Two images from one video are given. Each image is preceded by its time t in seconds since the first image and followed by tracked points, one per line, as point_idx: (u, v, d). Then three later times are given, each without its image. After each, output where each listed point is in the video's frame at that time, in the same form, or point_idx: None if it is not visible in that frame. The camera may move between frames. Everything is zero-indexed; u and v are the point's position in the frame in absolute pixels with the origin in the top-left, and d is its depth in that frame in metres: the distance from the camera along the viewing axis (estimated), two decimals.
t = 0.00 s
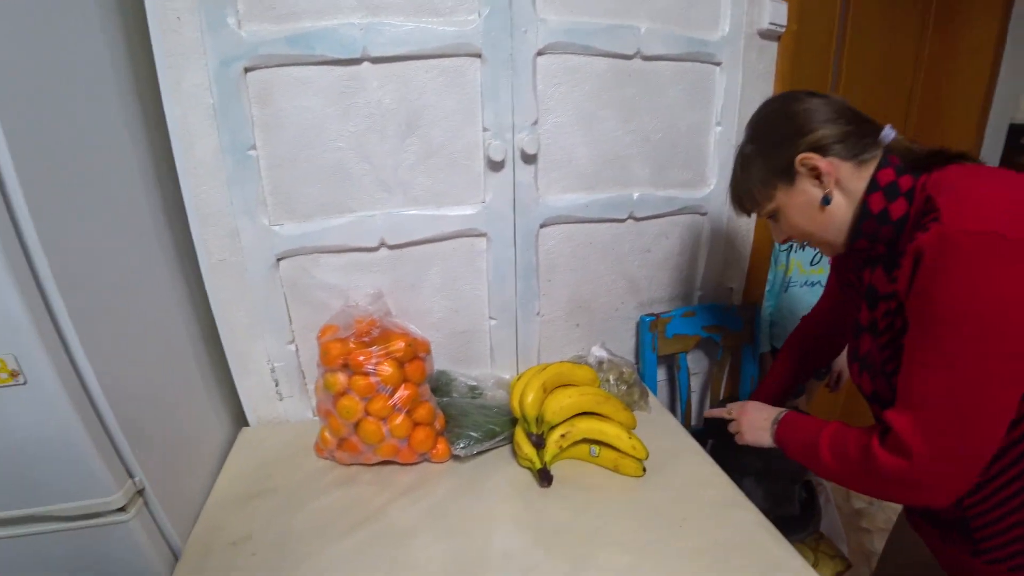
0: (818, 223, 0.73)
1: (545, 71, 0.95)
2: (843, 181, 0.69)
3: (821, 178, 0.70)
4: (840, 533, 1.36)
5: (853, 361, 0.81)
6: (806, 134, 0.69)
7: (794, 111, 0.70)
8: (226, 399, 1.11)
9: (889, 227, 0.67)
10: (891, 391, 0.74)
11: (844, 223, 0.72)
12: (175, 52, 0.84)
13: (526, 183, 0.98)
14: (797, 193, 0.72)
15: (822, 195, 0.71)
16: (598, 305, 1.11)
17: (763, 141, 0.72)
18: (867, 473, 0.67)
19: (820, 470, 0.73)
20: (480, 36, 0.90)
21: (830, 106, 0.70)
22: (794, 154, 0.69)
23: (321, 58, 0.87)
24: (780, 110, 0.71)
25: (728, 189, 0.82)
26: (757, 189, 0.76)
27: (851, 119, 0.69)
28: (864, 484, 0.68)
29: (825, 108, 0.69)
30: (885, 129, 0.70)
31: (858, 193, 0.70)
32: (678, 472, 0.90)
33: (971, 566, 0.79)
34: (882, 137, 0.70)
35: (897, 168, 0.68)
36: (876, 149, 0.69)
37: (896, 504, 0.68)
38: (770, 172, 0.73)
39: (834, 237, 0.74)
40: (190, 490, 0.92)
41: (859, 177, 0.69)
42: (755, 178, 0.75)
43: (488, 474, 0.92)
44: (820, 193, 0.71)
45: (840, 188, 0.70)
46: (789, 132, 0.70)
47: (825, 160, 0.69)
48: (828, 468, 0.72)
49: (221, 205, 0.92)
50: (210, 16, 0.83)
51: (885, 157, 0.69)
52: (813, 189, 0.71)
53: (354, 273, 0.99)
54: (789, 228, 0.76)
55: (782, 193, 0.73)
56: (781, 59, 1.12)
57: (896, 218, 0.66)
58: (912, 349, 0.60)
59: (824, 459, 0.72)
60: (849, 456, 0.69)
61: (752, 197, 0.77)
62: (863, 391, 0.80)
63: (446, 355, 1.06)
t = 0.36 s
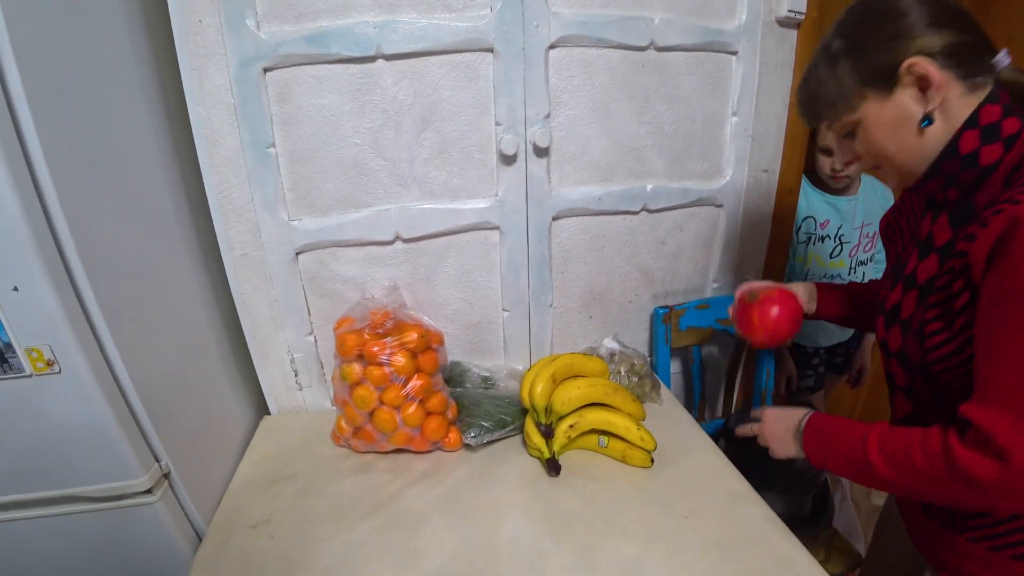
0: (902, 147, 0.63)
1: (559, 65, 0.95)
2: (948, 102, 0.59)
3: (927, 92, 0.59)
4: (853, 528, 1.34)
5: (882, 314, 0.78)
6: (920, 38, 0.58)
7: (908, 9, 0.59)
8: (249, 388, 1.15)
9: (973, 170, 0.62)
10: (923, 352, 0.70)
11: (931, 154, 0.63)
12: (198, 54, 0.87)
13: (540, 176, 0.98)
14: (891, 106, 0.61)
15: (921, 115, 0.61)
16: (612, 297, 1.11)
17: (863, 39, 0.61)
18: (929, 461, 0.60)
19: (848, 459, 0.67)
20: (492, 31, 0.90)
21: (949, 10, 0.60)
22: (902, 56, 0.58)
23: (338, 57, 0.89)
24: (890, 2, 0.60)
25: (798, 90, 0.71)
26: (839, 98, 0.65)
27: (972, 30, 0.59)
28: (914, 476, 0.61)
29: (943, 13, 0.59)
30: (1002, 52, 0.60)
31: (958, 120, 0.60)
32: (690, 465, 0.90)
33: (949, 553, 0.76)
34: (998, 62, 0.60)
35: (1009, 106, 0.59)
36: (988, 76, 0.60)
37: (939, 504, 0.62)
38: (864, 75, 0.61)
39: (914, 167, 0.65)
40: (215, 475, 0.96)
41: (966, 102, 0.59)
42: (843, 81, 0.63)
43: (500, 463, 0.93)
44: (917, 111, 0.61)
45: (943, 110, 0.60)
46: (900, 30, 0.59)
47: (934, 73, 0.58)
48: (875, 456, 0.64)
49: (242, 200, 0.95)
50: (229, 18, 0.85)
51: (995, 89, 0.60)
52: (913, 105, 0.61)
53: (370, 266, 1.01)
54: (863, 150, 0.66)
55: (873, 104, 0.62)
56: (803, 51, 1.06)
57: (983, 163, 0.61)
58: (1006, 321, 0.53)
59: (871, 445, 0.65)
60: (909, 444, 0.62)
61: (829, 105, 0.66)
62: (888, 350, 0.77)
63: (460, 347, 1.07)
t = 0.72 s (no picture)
0: (919, 95, 0.64)
1: (503, 83, 0.97)
2: (971, 62, 0.63)
3: (964, 43, 0.61)
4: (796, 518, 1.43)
5: (852, 291, 0.78)
6: None
7: None
8: (203, 414, 1.13)
9: (976, 148, 0.65)
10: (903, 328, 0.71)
11: (941, 110, 0.66)
12: (144, 78, 0.86)
13: (487, 193, 1.00)
14: (931, 48, 0.62)
15: (950, 68, 0.63)
16: (565, 308, 1.13)
17: None
18: (958, 441, 0.60)
19: (863, 445, 0.66)
20: (437, 52, 0.92)
21: None
22: None
23: (285, 80, 0.90)
24: None
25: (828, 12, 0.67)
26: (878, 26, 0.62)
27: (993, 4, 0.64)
28: (940, 454, 0.62)
29: None
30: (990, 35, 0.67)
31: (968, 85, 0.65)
32: (642, 470, 0.92)
33: (877, 521, 0.83)
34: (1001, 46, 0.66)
35: (1009, 87, 0.64)
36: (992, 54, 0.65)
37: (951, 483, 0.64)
38: (921, 5, 0.60)
39: (913, 123, 0.67)
40: (168, 505, 0.94)
41: (977, 69, 0.64)
42: (894, 6, 0.61)
43: (457, 477, 0.93)
44: (949, 63, 0.63)
45: (967, 68, 0.63)
46: None
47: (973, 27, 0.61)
48: (905, 439, 0.63)
49: (191, 224, 0.94)
50: (174, 43, 0.85)
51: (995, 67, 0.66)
52: (946, 54, 0.62)
53: (323, 286, 1.01)
54: (878, 92, 0.66)
55: (917, 41, 0.62)
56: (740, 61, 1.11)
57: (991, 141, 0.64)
58: None
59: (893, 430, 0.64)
60: (937, 426, 0.62)
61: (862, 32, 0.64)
62: (857, 330, 0.77)
63: (415, 364, 1.08)
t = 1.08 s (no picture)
0: (856, 96, 0.65)
1: (427, 105, 0.99)
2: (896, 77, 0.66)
3: (897, 56, 0.65)
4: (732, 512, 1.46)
5: (773, 291, 0.80)
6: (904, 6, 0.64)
7: None
8: (129, 450, 1.08)
9: (884, 155, 0.68)
10: (822, 329, 0.73)
11: (872, 118, 0.67)
12: (51, 104, 0.83)
13: (414, 214, 1.02)
14: (874, 52, 0.63)
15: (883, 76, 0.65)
16: (499, 323, 1.15)
17: None
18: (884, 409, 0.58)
19: (802, 397, 0.60)
20: (358, 75, 0.93)
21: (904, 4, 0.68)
22: (901, 11, 0.62)
23: (203, 105, 0.89)
24: None
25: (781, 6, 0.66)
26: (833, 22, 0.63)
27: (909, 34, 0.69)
28: (867, 427, 0.59)
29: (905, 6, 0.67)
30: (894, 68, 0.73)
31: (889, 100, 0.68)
32: (576, 478, 0.95)
33: (800, 504, 0.84)
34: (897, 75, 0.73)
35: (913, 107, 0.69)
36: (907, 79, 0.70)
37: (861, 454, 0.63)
38: (873, 8, 0.62)
39: (848, 127, 0.68)
40: (91, 549, 0.90)
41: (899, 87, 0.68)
42: (849, 5, 0.62)
43: (395, 498, 0.93)
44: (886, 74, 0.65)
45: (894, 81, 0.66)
46: None
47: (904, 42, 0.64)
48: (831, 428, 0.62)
49: (108, 253, 0.91)
50: (82, 67, 0.83)
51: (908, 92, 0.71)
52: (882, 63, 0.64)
53: (251, 312, 0.99)
54: (821, 88, 0.65)
55: (867, 42, 0.63)
56: (661, 79, 1.17)
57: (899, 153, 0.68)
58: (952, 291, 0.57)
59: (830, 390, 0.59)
60: (869, 397, 0.59)
61: (817, 25, 0.63)
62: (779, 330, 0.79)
63: (351, 387, 1.07)
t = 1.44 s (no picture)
0: (837, 121, 0.64)
1: (384, 127, 0.99)
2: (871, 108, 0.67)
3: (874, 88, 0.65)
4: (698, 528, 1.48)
5: (739, 313, 0.78)
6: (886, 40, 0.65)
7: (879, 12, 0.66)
8: (74, 483, 1.03)
9: (850, 181, 0.68)
10: (789, 354, 0.72)
11: (845, 145, 0.67)
12: None
13: (372, 237, 1.02)
14: (857, 79, 0.63)
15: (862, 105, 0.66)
16: (460, 344, 1.18)
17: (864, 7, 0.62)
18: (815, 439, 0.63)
19: (737, 442, 0.66)
20: (314, 97, 0.92)
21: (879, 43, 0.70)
22: (887, 44, 0.63)
23: (152, 125, 0.85)
24: None
25: (775, 19, 0.65)
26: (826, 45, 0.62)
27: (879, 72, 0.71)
28: (800, 453, 0.64)
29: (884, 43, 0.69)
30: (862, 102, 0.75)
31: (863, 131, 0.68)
32: (537, 498, 0.95)
33: (760, 527, 0.84)
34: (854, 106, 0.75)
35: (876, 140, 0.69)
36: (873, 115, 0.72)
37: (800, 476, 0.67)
38: (864, 35, 0.61)
39: (822, 149, 0.67)
40: None
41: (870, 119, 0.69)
42: (842, 27, 0.61)
43: (355, 526, 0.91)
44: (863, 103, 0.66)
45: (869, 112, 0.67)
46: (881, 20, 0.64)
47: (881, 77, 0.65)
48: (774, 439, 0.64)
49: (51, 280, 0.85)
50: (22, 86, 0.77)
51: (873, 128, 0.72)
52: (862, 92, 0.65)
53: (204, 338, 0.96)
54: (807, 107, 0.64)
55: (854, 67, 0.63)
56: (620, 100, 1.22)
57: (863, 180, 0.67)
58: (901, 319, 0.60)
59: (758, 430, 0.65)
60: (806, 428, 0.64)
61: (810, 43, 0.62)
62: (744, 354, 0.77)
63: (309, 411, 1.06)
